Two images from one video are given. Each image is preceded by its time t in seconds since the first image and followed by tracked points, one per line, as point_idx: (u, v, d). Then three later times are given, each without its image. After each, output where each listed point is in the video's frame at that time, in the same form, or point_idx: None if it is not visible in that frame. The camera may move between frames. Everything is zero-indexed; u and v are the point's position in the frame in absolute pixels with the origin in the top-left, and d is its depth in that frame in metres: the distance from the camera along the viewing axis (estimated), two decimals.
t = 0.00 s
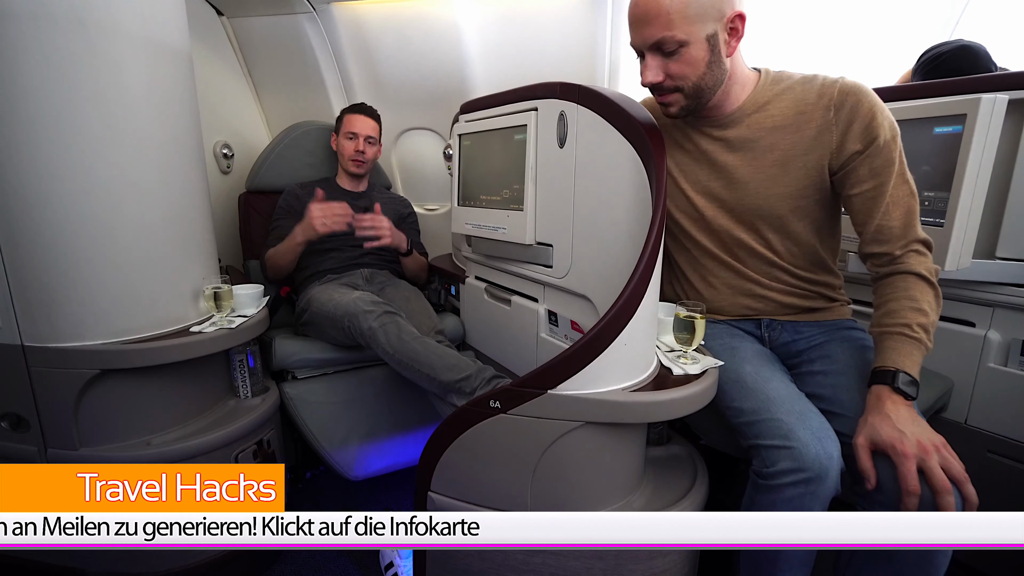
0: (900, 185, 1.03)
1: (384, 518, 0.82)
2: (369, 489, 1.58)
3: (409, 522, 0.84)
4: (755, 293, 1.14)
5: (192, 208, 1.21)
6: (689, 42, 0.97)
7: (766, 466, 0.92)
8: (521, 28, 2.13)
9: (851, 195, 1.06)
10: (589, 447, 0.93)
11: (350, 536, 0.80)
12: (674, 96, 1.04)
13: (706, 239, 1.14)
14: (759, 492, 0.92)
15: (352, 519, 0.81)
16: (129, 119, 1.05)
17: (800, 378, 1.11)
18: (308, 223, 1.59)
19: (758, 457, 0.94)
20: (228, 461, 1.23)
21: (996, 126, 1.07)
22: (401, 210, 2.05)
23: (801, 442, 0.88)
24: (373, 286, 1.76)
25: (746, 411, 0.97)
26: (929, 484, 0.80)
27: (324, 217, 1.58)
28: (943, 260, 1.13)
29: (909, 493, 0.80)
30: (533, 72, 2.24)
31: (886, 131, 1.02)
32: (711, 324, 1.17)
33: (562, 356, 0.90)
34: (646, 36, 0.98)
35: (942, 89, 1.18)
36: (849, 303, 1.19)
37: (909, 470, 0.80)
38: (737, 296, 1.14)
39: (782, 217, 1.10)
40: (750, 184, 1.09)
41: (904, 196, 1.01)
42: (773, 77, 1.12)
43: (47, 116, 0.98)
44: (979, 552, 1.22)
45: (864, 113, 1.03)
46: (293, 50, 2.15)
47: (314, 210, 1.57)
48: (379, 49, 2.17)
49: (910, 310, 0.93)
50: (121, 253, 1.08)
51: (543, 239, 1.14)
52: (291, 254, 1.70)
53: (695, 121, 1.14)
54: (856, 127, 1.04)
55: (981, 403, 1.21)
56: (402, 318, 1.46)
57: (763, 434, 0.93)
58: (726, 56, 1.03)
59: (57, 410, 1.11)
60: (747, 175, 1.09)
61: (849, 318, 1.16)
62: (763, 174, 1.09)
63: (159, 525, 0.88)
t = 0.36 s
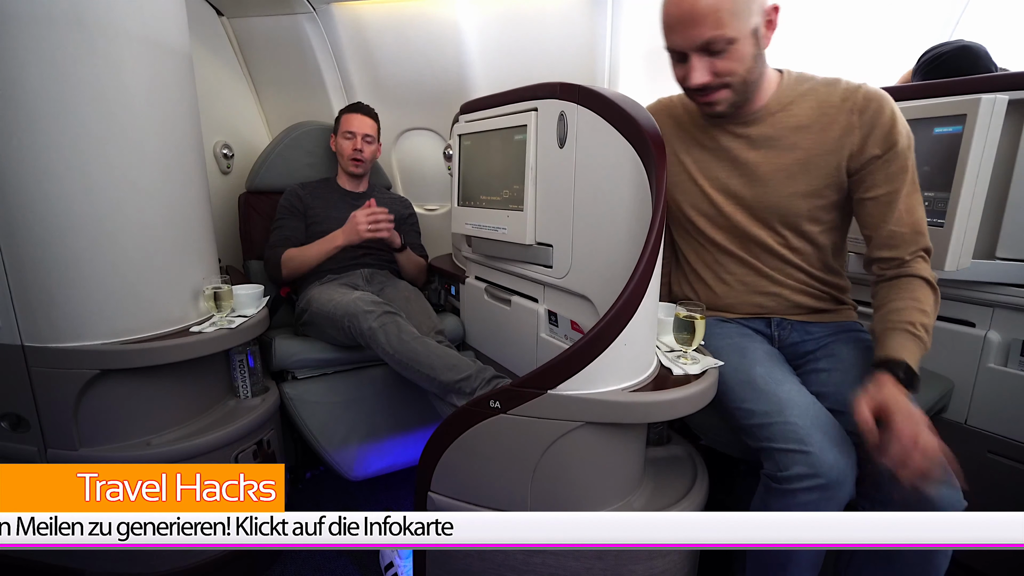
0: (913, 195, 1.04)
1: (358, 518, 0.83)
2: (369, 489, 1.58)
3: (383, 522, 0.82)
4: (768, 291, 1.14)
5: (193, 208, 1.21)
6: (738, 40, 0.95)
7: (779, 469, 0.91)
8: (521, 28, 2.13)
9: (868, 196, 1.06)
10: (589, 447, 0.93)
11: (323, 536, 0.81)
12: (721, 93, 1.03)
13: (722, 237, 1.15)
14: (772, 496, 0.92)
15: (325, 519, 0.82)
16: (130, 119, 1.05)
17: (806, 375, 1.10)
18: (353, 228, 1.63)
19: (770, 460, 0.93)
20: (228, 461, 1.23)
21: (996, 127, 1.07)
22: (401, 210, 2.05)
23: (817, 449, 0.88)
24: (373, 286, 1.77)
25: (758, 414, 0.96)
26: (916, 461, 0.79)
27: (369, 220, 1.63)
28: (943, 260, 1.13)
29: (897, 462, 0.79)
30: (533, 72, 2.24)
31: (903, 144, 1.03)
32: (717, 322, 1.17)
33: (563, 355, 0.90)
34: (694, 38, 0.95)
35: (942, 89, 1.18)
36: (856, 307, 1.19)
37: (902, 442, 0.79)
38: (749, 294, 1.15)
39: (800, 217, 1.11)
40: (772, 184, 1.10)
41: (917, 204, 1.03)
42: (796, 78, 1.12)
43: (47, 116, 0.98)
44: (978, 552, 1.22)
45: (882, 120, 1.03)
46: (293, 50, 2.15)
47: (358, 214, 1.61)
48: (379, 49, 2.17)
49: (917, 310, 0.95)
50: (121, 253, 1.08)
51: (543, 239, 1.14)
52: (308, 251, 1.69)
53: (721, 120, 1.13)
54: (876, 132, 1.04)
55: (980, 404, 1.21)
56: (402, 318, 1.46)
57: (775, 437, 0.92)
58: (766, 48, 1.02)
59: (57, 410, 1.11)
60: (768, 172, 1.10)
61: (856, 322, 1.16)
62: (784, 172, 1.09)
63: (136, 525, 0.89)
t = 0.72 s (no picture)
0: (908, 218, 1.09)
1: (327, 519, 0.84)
2: (369, 489, 1.58)
3: (355, 522, 0.86)
4: (779, 291, 1.17)
5: (193, 208, 1.21)
6: (782, 46, 1.02)
7: (773, 467, 0.93)
8: (521, 27, 2.13)
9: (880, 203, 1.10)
10: (589, 447, 0.93)
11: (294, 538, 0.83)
12: (761, 97, 1.07)
13: (742, 236, 1.19)
14: (768, 494, 0.93)
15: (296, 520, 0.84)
16: (129, 119, 1.05)
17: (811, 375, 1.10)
18: (354, 212, 1.73)
19: (766, 458, 0.94)
20: (228, 461, 1.23)
21: (996, 127, 1.07)
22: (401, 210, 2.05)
23: (809, 445, 0.89)
24: (373, 285, 1.77)
25: (755, 410, 0.97)
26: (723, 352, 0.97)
27: (369, 204, 1.74)
28: (943, 260, 1.13)
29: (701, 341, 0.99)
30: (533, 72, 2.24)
31: (918, 164, 1.07)
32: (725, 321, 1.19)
33: (564, 355, 0.90)
34: (741, 41, 1.01)
35: (942, 90, 1.18)
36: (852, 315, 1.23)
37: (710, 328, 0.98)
38: (761, 292, 1.18)
39: (820, 221, 1.14)
40: (802, 192, 1.13)
41: (914, 221, 1.10)
42: (829, 90, 1.15)
43: (47, 116, 0.98)
44: (979, 552, 1.22)
45: (906, 137, 1.07)
46: (293, 50, 2.15)
47: (362, 201, 1.73)
48: (379, 49, 2.17)
49: (849, 296, 1.06)
50: (122, 253, 1.08)
51: (543, 239, 1.14)
52: (315, 242, 1.72)
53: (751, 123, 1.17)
54: (897, 146, 1.08)
55: (980, 404, 1.21)
56: (402, 318, 1.46)
57: (772, 434, 0.93)
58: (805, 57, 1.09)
59: (57, 410, 1.11)
60: (793, 175, 1.13)
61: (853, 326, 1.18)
62: (809, 178, 1.13)
63: (109, 525, 0.90)
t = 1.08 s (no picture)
0: (898, 224, 1.10)
1: (303, 518, 0.86)
2: (369, 489, 1.58)
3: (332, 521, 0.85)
4: (774, 288, 1.18)
5: (193, 208, 1.21)
6: (793, 45, 1.03)
7: (751, 462, 0.94)
8: (521, 27, 2.13)
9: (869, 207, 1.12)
10: (589, 447, 0.93)
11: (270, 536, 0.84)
12: (767, 95, 1.08)
13: (740, 236, 1.20)
14: (746, 489, 0.94)
15: (273, 519, 0.85)
16: (130, 119, 1.05)
17: (807, 373, 1.10)
18: (354, 212, 1.74)
19: (746, 453, 0.96)
20: (228, 460, 1.23)
21: (996, 126, 1.07)
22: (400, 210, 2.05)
23: (783, 438, 0.90)
24: (373, 285, 1.77)
25: (738, 406, 0.99)
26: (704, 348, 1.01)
27: (368, 205, 1.75)
28: (943, 260, 1.13)
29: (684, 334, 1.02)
30: (533, 72, 2.24)
31: (915, 168, 1.08)
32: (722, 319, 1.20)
33: (564, 354, 0.90)
34: (753, 37, 1.03)
35: (941, 89, 1.18)
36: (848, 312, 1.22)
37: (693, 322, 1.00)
38: (756, 289, 1.19)
39: (817, 223, 1.16)
40: (800, 195, 1.14)
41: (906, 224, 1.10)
42: (832, 99, 1.16)
43: (47, 115, 0.98)
44: (979, 552, 1.22)
45: (903, 144, 1.08)
46: (293, 50, 2.15)
47: (363, 202, 1.74)
48: (379, 49, 2.17)
49: (830, 297, 1.07)
50: (122, 253, 1.08)
51: (543, 239, 1.14)
52: (316, 241, 1.72)
53: (755, 126, 1.18)
54: (892, 151, 1.09)
55: (980, 404, 1.21)
56: (402, 318, 1.46)
57: (752, 429, 0.95)
58: (813, 59, 1.10)
59: (57, 410, 1.11)
60: (792, 177, 1.14)
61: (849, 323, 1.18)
62: (808, 181, 1.14)
63: (82, 525, 0.89)
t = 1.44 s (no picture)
0: (897, 220, 1.09)
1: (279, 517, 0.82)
2: (369, 489, 1.58)
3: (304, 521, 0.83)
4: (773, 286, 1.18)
5: (192, 208, 1.21)
6: (792, 38, 1.04)
7: (745, 460, 0.94)
8: (521, 27, 2.13)
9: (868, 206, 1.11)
10: (589, 446, 0.93)
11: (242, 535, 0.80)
12: (767, 88, 1.08)
13: (739, 236, 1.20)
14: (739, 488, 0.94)
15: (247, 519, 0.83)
16: (129, 119, 1.05)
17: (805, 373, 1.10)
18: (354, 215, 1.75)
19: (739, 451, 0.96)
20: (228, 460, 1.23)
21: (996, 126, 1.07)
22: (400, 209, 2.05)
23: (776, 436, 0.90)
24: (373, 285, 1.76)
25: (734, 404, 0.99)
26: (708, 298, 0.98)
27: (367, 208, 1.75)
28: (943, 260, 1.13)
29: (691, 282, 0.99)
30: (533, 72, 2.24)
31: (911, 167, 1.07)
32: (720, 319, 1.21)
33: (564, 354, 0.90)
34: (755, 29, 1.03)
35: (941, 89, 1.18)
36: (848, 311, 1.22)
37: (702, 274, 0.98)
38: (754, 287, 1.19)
39: (815, 223, 1.16)
40: (798, 196, 1.15)
41: (902, 222, 1.09)
42: (829, 101, 1.16)
43: (47, 116, 0.98)
44: (979, 552, 1.22)
45: (899, 143, 1.08)
46: (294, 50, 2.15)
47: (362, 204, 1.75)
48: (379, 49, 2.16)
49: (836, 280, 1.06)
50: (122, 253, 1.08)
51: (544, 238, 1.14)
52: (315, 244, 1.72)
53: (754, 125, 1.19)
54: (888, 152, 1.09)
55: (980, 404, 1.21)
56: (402, 318, 1.46)
57: (746, 427, 0.95)
58: (812, 56, 1.11)
59: (57, 409, 1.11)
60: (790, 177, 1.15)
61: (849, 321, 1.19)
62: (806, 181, 1.15)
63: (55, 525, 0.85)
